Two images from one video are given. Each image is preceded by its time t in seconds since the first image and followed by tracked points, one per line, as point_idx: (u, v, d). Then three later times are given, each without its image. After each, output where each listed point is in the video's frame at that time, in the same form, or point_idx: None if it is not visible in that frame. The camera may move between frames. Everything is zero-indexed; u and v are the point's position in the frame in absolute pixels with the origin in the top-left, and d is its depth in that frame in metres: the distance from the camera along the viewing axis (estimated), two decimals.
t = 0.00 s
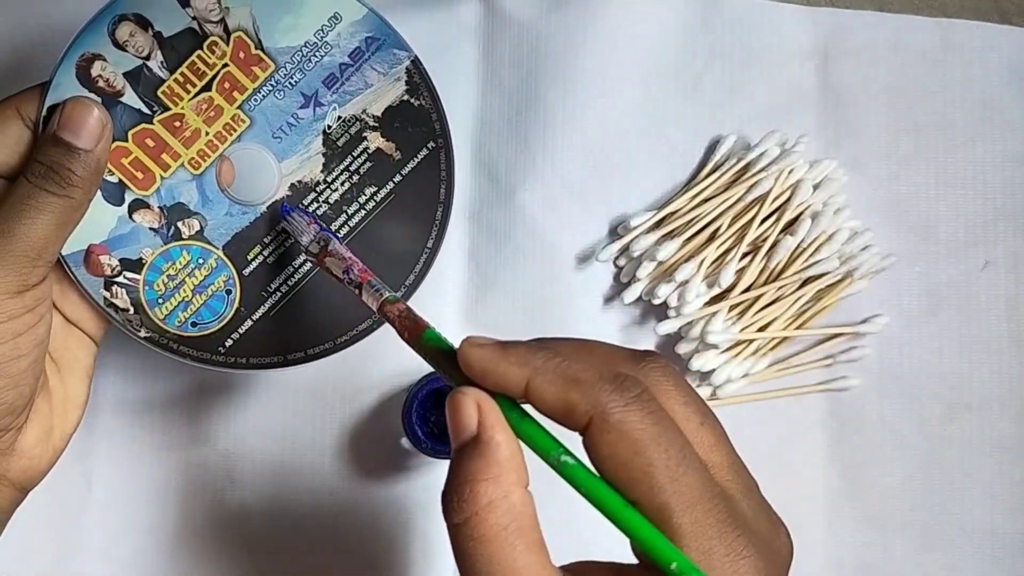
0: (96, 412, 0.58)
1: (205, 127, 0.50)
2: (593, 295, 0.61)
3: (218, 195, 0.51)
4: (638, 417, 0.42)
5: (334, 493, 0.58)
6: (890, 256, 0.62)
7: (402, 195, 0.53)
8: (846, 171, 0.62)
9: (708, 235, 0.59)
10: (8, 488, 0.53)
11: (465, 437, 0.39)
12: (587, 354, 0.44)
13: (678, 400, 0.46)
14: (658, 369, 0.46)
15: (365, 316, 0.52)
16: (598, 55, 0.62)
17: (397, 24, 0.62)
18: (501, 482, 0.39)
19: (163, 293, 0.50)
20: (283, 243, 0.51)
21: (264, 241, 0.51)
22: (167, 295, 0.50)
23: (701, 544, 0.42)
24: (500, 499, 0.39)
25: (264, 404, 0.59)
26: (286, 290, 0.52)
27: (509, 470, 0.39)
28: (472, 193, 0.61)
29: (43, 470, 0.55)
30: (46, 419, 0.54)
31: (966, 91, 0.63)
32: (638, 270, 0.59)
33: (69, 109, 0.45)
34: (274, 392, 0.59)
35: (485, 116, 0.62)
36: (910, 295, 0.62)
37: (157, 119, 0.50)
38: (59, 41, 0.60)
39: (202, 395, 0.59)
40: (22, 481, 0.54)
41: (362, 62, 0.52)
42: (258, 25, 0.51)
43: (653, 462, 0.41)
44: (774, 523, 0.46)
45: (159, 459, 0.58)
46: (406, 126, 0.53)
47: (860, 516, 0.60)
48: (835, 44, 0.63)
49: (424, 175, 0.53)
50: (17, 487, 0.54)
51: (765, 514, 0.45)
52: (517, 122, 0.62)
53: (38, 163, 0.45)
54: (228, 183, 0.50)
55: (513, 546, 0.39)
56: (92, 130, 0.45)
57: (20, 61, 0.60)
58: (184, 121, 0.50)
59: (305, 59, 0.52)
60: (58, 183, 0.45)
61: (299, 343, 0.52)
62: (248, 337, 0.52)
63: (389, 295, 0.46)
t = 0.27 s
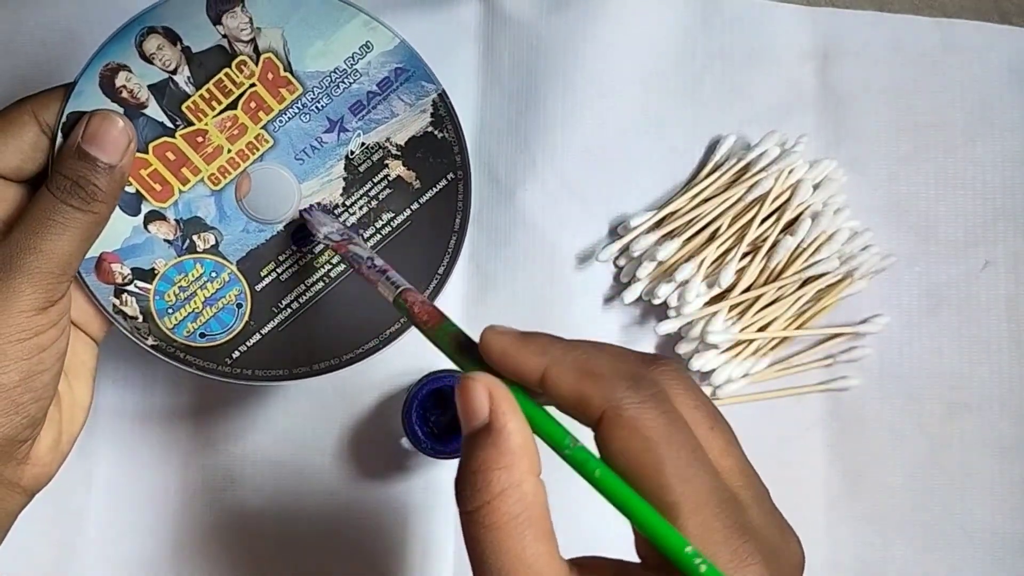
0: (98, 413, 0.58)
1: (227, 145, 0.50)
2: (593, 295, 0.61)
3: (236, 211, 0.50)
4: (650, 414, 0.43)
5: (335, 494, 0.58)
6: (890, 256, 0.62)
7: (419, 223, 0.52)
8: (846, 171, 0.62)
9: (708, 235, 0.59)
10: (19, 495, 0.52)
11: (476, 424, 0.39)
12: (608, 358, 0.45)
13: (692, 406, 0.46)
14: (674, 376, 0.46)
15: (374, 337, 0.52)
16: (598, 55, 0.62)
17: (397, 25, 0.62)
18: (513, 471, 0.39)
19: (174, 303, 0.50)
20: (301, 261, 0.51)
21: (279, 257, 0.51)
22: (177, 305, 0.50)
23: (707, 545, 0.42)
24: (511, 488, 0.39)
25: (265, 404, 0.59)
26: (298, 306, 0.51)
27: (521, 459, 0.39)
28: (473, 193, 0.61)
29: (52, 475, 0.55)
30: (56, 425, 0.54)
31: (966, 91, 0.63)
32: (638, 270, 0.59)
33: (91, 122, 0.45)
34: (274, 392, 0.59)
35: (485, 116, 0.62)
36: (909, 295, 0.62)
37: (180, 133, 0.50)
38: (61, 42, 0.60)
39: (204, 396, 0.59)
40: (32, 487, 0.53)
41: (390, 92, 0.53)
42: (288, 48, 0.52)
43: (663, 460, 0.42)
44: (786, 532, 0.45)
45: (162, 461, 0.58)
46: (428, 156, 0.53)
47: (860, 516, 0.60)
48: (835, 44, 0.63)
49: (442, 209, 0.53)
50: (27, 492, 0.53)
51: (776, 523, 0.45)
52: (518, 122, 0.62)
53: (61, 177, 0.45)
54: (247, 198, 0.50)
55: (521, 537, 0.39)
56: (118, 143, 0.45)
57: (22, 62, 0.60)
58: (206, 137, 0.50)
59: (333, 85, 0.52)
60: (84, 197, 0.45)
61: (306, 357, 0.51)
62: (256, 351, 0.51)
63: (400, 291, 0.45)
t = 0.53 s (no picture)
0: (98, 412, 0.58)
1: (218, 143, 0.51)
2: (593, 295, 0.61)
3: (224, 211, 0.51)
4: (613, 417, 0.41)
5: (335, 494, 0.58)
6: (890, 256, 0.62)
7: (409, 225, 0.53)
8: (847, 171, 0.62)
9: (708, 235, 0.59)
10: (17, 491, 0.52)
11: (445, 437, 0.39)
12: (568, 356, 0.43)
13: (660, 403, 0.45)
14: (645, 372, 0.45)
15: (363, 345, 0.52)
16: (599, 55, 0.62)
17: (398, 25, 0.62)
18: (478, 483, 0.39)
19: (160, 305, 0.50)
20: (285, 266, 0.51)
21: (267, 260, 0.51)
22: (164, 307, 0.50)
23: (669, 548, 0.40)
24: (475, 501, 0.39)
25: (265, 404, 0.59)
26: (283, 313, 0.52)
27: (485, 472, 0.39)
28: (472, 193, 0.61)
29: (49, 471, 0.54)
30: (52, 422, 0.54)
31: (966, 91, 0.64)
32: (638, 270, 0.59)
33: (83, 116, 0.45)
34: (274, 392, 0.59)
35: (485, 116, 0.62)
36: (909, 295, 0.62)
37: (171, 130, 0.50)
38: (61, 41, 0.60)
39: (203, 396, 0.59)
40: (28, 482, 0.53)
41: (381, 91, 0.53)
42: (280, 46, 0.52)
43: (625, 464, 0.40)
44: (756, 526, 0.45)
45: (161, 460, 0.58)
46: (418, 158, 0.53)
47: (860, 516, 0.60)
48: (835, 44, 0.63)
49: (434, 207, 0.53)
50: (22, 488, 0.52)
51: (744, 514, 0.45)
52: (518, 122, 0.62)
53: (53, 170, 0.45)
54: (236, 199, 0.51)
55: (491, 552, 0.39)
56: (109, 137, 0.45)
57: (22, 62, 0.60)
58: (197, 135, 0.51)
59: (323, 84, 0.52)
60: (76, 191, 0.45)
61: (292, 364, 0.52)
62: (242, 356, 0.51)
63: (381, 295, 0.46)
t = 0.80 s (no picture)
0: (97, 412, 0.58)
1: (190, 128, 0.51)
2: (594, 295, 0.61)
3: (199, 197, 0.51)
4: (621, 413, 0.42)
5: (335, 494, 0.58)
6: (890, 256, 0.62)
7: (385, 208, 0.53)
8: (846, 171, 0.62)
9: (708, 235, 0.59)
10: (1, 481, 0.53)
11: (456, 432, 0.40)
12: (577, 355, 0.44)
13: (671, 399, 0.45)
14: (656, 368, 0.46)
15: (344, 331, 0.52)
16: (598, 55, 0.62)
17: (397, 24, 0.62)
18: (486, 479, 0.40)
19: (138, 293, 0.50)
20: (261, 252, 0.51)
21: (242, 247, 0.51)
22: (141, 295, 0.50)
23: (679, 544, 0.41)
24: (483, 497, 0.40)
25: (264, 404, 0.59)
26: (260, 299, 0.51)
27: (495, 467, 0.40)
28: (472, 192, 0.61)
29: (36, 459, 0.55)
30: (37, 411, 0.55)
31: (965, 91, 0.64)
32: (638, 270, 0.59)
33: (54, 102, 0.44)
34: (274, 391, 0.59)
35: (485, 115, 0.62)
36: (910, 295, 0.62)
37: (144, 117, 0.50)
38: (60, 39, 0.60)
39: (202, 395, 0.59)
40: (14, 473, 0.54)
41: (352, 71, 0.53)
42: (251, 30, 0.51)
43: (634, 459, 0.41)
44: (765, 524, 0.45)
45: (159, 459, 0.58)
46: (392, 139, 0.53)
47: (860, 516, 0.60)
48: (835, 44, 0.63)
49: (410, 187, 0.53)
50: (10, 479, 0.54)
51: (754, 513, 0.45)
52: (517, 122, 0.62)
53: (24, 156, 0.44)
54: (211, 185, 0.51)
55: (497, 548, 0.40)
56: (81, 124, 0.44)
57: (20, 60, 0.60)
58: (170, 121, 0.50)
59: (295, 66, 0.52)
60: (48, 178, 0.44)
61: (271, 351, 0.52)
62: (221, 343, 0.51)
63: (389, 300, 0.48)
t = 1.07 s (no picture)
0: (95, 411, 0.58)
1: (164, 112, 0.50)
2: (594, 295, 0.61)
3: (177, 180, 0.50)
4: (693, 412, 0.43)
5: (335, 493, 0.58)
6: (890, 256, 0.62)
7: (360, 180, 0.51)
8: (847, 171, 0.62)
9: (708, 235, 0.59)
10: None
11: (518, 426, 0.41)
12: (647, 355, 0.45)
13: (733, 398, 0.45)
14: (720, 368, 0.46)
15: (327, 306, 0.51)
16: (598, 55, 0.62)
17: (396, 23, 0.62)
18: (542, 473, 0.39)
19: (122, 280, 0.49)
20: (240, 231, 0.50)
21: (222, 226, 0.50)
22: (125, 281, 0.49)
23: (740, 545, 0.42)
24: (539, 491, 0.39)
25: (263, 403, 0.59)
26: (242, 279, 0.50)
27: (551, 462, 0.40)
28: (472, 192, 0.61)
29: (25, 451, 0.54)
30: (25, 401, 0.54)
31: (965, 91, 0.64)
32: (638, 270, 0.59)
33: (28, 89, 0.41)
34: (273, 391, 0.59)
35: (485, 115, 0.62)
36: (910, 295, 0.62)
37: (118, 104, 0.49)
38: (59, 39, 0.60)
39: (201, 395, 0.58)
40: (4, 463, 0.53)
41: (320, 45, 0.51)
42: (217, 10, 0.50)
43: (693, 462, 0.42)
44: (823, 529, 0.45)
45: (159, 459, 0.58)
46: (363, 109, 0.52)
47: (861, 517, 0.60)
48: (835, 44, 0.63)
49: (384, 157, 0.52)
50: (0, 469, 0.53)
51: (810, 516, 0.45)
52: (517, 122, 0.62)
53: None
54: (189, 168, 0.50)
55: (547, 544, 0.39)
56: (56, 113, 0.41)
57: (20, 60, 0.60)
58: (143, 106, 0.49)
59: (263, 44, 0.51)
60: (24, 167, 0.42)
61: (255, 331, 0.50)
62: (205, 326, 0.50)
63: (453, 312, 0.49)
